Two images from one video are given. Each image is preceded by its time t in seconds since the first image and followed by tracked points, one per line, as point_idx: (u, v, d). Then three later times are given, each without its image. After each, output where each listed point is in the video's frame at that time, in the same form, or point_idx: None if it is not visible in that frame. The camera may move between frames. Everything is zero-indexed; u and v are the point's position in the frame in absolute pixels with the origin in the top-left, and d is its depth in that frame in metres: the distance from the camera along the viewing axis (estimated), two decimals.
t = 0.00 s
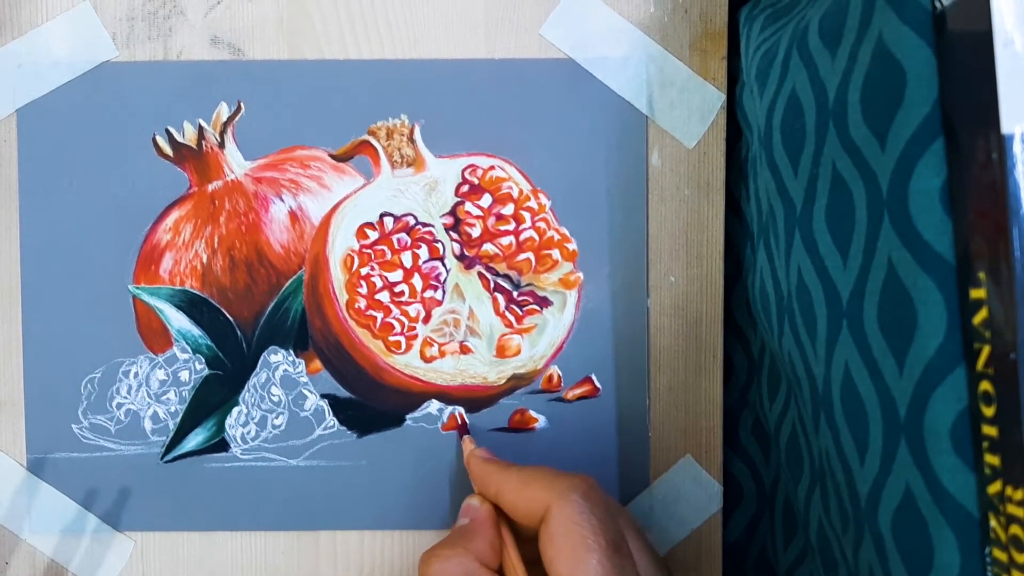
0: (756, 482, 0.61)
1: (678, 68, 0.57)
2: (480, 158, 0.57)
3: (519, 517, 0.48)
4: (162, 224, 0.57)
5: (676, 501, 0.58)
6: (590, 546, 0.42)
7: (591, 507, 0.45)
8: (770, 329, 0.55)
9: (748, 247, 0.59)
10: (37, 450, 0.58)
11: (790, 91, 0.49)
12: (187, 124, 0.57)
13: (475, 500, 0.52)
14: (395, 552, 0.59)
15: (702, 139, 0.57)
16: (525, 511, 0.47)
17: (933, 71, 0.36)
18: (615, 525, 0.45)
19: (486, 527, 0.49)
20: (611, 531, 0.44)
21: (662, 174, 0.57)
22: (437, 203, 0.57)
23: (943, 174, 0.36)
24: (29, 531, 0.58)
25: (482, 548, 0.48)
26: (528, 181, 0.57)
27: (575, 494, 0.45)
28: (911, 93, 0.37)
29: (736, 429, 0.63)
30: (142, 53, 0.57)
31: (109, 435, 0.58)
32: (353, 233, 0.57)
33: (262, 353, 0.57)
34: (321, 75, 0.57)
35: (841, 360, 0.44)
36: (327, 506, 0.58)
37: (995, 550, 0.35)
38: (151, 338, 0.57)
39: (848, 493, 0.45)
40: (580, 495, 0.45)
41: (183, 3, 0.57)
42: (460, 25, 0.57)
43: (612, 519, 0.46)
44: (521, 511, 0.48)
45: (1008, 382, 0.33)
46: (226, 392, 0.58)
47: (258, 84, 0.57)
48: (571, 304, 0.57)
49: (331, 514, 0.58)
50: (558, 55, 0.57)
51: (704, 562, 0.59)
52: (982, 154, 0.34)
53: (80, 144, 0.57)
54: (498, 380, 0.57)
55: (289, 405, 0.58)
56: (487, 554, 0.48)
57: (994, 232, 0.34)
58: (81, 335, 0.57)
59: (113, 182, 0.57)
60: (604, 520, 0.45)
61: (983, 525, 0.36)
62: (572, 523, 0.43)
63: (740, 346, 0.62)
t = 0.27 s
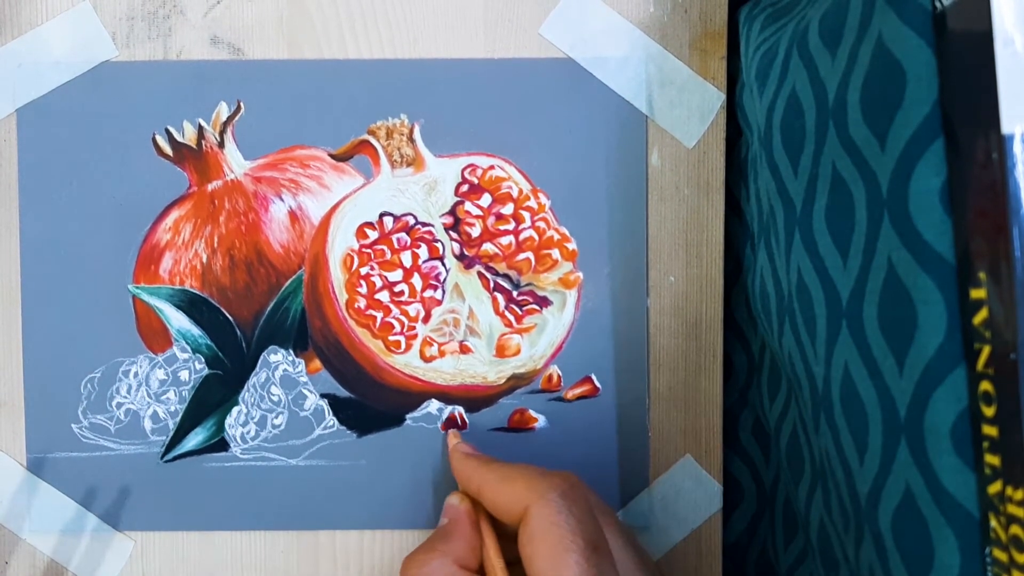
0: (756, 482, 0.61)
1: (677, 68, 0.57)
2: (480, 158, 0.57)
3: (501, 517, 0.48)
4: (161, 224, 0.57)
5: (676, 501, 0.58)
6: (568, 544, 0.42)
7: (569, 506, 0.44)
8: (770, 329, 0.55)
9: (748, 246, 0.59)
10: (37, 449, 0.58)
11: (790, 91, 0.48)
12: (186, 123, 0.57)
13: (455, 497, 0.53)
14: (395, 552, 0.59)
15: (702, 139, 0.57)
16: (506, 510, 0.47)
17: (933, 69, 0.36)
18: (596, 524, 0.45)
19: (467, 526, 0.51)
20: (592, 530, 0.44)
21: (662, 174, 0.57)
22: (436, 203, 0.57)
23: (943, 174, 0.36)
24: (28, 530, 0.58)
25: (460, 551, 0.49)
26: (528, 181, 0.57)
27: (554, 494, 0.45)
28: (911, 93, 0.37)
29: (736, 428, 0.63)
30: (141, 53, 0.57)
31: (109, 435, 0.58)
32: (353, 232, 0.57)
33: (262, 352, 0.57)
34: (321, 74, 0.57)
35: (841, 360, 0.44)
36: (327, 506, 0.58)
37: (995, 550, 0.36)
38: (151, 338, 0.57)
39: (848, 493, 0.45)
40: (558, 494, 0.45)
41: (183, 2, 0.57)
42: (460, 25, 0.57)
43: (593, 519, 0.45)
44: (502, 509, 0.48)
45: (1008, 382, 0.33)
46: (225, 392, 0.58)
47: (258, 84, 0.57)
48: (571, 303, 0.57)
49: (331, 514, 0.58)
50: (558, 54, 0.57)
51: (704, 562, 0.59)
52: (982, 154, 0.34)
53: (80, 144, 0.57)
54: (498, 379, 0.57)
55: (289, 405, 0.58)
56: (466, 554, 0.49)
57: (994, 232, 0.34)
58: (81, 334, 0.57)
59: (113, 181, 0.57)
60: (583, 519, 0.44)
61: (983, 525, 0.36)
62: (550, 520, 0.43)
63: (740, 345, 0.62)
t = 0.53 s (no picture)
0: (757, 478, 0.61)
1: (678, 62, 0.56)
2: (479, 152, 0.57)
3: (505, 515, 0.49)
4: (160, 218, 0.57)
5: (676, 498, 0.58)
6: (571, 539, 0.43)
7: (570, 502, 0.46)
8: (771, 325, 0.55)
9: (748, 242, 0.58)
10: (35, 444, 0.58)
11: (790, 90, 0.48)
12: (185, 118, 0.57)
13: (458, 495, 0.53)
14: (393, 548, 0.58)
15: (703, 134, 0.57)
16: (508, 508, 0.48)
17: (933, 71, 0.36)
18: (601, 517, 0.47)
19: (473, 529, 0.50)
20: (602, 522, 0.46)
21: (663, 168, 0.57)
22: (436, 197, 0.56)
23: (943, 174, 0.36)
24: (27, 526, 0.58)
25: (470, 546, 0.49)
26: (527, 175, 0.57)
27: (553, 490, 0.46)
28: (911, 92, 0.37)
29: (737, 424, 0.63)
30: (141, 47, 0.57)
31: (107, 430, 0.57)
32: (352, 227, 0.57)
33: (261, 347, 0.57)
34: (320, 69, 0.57)
35: (837, 359, 0.44)
36: (326, 501, 0.58)
37: (995, 550, 0.35)
38: (150, 333, 0.57)
39: (848, 489, 0.44)
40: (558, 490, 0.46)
41: None
42: (459, 19, 0.57)
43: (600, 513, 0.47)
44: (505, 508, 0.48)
45: (1008, 383, 0.33)
46: (224, 387, 0.57)
47: (257, 78, 0.57)
48: (571, 298, 0.57)
49: (330, 510, 0.58)
50: (558, 48, 0.56)
51: (704, 559, 0.59)
52: (982, 151, 0.34)
53: (79, 138, 0.57)
54: (498, 375, 0.57)
55: (288, 400, 0.57)
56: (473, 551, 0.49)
57: (994, 232, 0.33)
58: (80, 329, 0.57)
59: (112, 176, 0.57)
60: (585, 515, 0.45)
61: (983, 525, 0.36)
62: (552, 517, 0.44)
63: (740, 341, 0.62)
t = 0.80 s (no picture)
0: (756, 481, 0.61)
1: (678, 67, 0.57)
2: (480, 157, 0.57)
3: (505, 513, 0.50)
4: (162, 223, 0.57)
5: (676, 501, 0.58)
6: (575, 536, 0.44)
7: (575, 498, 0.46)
8: (771, 329, 0.55)
9: (748, 246, 0.59)
10: (37, 449, 0.58)
11: (790, 90, 0.48)
12: (186, 123, 0.57)
13: (454, 495, 0.53)
14: (395, 551, 0.59)
15: (703, 138, 0.57)
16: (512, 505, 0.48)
17: (932, 71, 0.36)
18: (600, 515, 0.47)
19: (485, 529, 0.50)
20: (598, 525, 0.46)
21: (663, 173, 0.57)
22: (436, 202, 0.57)
23: (943, 174, 0.36)
24: (30, 530, 0.58)
25: (465, 543, 0.49)
26: (528, 180, 0.57)
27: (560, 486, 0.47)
28: (911, 92, 0.37)
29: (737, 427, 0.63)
30: (141, 52, 0.57)
31: (109, 435, 0.58)
32: (353, 232, 0.57)
33: (262, 352, 0.57)
34: (321, 73, 0.57)
35: (840, 360, 0.44)
36: (327, 505, 0.58)
37: (995, 551, 0.35)
38: (151, 338, 0.57)
39: (849, 494, 0.45)
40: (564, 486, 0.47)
41: (183, 2, 0.57)
42: (460, 24, 0.57)
43: (597, 511, 0.47)
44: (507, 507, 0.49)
45: (1008, 382, 0.33)
46: (226, 392, 0.58)
47: (258, 83, 0.57)
48: (571, 303, 0.57)
49: (331, 513, 0.58)
50: (558, 53, 0.57)
51: (704, 562, 0.59)
52: (982, 153, 0.34)
53: (80, 144, 0.57)
54: (498, 379, 0.57)
55: (289, 404, 0.58)
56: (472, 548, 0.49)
57: (994, 232, 0.34)
58: (81, 334, 0.57)
59: (113, 181, 0.57)
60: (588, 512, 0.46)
61: (983, 525, 0.36)
62: (558, 513, 0.45)
63: (740, 345, 0.62)
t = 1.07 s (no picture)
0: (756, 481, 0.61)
1: (678, 67, 0.57)
2: (480, 157, 0.57)
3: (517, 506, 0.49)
4: (162, 223, 0.57)
5: (676, 501, 0.58)
6: (590, 533, 0.44)
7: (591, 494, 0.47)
8: (771, 329, 0.55)
9: (748, 246, 0.59)
10: (37, 449, 0.58)
11: (790, 89, 0.48)
12: (187, 123, 0.57)
13: (467, 488, 0.53)
14: (395, 551, 0.59)
15: (703, 138, 0.57)
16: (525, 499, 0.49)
17: (933, 69, 0.36)
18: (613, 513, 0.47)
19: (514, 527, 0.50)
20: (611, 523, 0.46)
21: (663, 173, 0.57)
22: (437, 202, 0.57)
23: (943, 174, 0.36)
24: (29, 530, 0.58)
25: (478, 539, 0.50)
26: (528, 180, 0.57)
27: (576, 482, 0.47)
28: (912, 91, 0.37)
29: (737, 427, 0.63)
30: (141, 52, 0.57)
31: (109, 435, 0.58)
32: (353, 232, 0.57)
33: (262, 352, 0.57)
34: (321, 74, 0.57)
35: (841, 360, 0.44)
36: (327, 505, 0.58)
37: (995, 550, 0.35)
38: (152, 338, 0.57)
39: (849, 494, 0.45)
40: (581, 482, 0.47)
41: (183, 2, 0.57)
42: (460, 24, 0.57)
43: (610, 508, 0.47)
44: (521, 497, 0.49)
45: (1009, 381, 0.33)
46: (226, 392, 0.58)
47: (258, 83, 0.57)
48: (571, 303, 0.57)
49: (331, 513, 0.58)
50: (558, 54, 0.57)
51: (704, 561, 0.59)
52: (982, 153, 0.34)
53: (80, 144, 0.57)
54: (498, 379, 0.57)
55: (290, 405, 0.58)
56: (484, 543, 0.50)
57: (994, 232, 0.34)
58: (81, 334, 0.57)
59: (113, 181, 0.57)
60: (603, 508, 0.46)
61: (983, 525, 0.36)
62: (574, 509, 0.45)
63: (740, 345, 0.62)
